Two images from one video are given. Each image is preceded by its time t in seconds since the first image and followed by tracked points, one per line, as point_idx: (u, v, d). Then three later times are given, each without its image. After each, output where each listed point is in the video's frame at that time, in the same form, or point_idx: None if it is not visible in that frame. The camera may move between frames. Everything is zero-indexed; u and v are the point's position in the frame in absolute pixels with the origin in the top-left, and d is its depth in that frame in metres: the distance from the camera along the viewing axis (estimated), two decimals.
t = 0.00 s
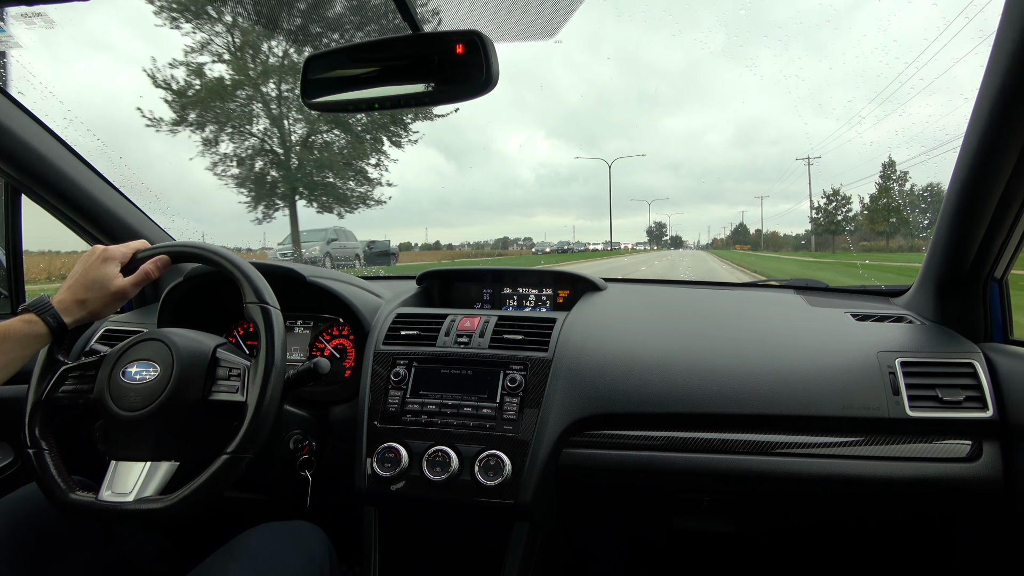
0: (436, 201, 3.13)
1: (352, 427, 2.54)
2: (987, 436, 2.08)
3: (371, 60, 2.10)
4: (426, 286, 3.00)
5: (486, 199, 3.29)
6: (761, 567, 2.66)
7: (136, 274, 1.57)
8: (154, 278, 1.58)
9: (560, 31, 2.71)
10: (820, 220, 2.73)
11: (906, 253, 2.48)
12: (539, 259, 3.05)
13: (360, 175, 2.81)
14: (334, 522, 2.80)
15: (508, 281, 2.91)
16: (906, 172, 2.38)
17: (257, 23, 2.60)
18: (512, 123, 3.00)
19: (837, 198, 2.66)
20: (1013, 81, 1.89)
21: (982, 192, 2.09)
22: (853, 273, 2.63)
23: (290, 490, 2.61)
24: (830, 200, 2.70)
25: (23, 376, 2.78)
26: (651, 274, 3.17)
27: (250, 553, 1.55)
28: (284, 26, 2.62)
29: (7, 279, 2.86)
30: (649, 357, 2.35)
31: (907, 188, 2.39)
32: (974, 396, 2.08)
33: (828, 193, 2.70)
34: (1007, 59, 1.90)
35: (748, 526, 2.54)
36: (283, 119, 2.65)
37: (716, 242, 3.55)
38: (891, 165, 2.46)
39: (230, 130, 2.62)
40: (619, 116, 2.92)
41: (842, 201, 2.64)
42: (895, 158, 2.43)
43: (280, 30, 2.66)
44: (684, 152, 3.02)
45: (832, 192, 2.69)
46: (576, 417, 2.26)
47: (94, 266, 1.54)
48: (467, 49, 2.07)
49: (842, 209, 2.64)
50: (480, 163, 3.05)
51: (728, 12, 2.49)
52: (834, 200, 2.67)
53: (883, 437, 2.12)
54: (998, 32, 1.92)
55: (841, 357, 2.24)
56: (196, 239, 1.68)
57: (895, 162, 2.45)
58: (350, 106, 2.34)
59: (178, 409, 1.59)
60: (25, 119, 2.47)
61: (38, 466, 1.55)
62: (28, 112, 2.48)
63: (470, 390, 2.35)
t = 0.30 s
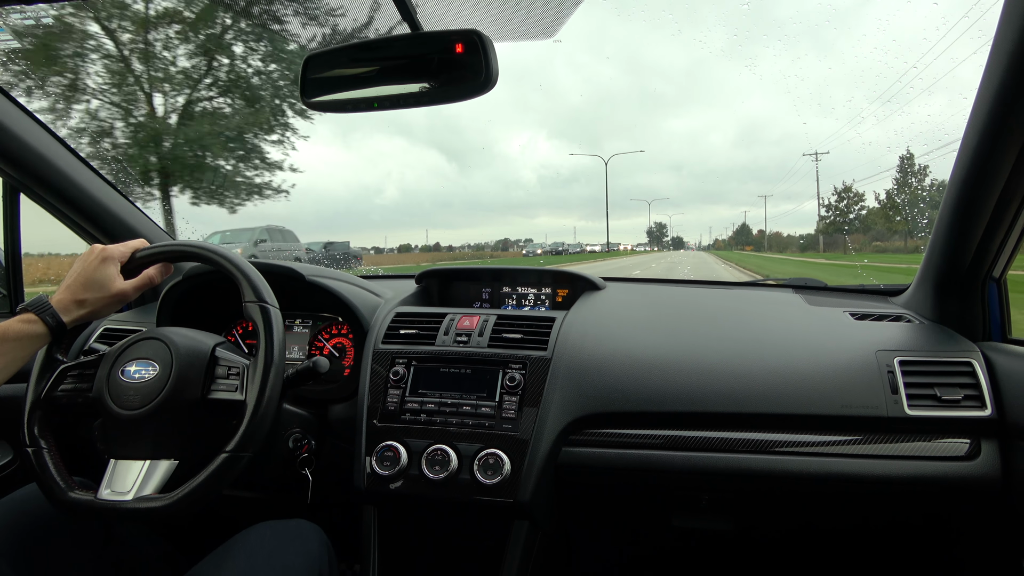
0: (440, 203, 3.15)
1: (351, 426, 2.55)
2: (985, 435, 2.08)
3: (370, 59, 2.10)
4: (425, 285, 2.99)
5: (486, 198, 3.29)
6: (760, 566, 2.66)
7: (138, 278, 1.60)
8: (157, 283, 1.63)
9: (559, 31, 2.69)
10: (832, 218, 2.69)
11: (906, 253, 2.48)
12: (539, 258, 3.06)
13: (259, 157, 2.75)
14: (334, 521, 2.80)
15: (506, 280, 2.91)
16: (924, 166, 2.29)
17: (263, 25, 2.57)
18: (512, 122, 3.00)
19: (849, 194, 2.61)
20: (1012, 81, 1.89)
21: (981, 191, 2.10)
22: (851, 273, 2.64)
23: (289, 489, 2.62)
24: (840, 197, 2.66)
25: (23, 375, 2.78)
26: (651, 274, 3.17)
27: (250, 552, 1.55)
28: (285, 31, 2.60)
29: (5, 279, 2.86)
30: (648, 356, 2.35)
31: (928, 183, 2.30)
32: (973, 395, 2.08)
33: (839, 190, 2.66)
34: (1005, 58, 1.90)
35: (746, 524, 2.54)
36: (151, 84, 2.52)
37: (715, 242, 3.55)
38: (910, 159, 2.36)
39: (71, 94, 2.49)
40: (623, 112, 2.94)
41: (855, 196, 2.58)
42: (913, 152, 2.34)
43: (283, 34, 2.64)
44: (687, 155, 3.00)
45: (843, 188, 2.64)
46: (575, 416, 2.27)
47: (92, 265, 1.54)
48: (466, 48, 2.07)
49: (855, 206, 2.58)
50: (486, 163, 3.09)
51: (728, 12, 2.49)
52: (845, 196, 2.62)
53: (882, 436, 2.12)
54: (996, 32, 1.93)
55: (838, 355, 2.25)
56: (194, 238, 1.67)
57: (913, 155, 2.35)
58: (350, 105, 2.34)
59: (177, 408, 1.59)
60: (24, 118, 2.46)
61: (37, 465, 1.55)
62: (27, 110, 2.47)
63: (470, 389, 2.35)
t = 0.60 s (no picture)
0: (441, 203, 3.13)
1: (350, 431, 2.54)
2: (986, 440, 2.08)
3: (369, 65, 2.10)
4: (425, 289, 2.99)
5: (487, 202, 3.29)
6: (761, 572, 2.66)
7: (138, 279, 1.58)
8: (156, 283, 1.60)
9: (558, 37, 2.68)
10: (844, 213, 2.66)
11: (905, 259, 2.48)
12: (539, 263, 3.06)
13: (61, 120, 2.54)
14: (335, 526, 2.80)
15: (506, 284, 2.91)
16: (941, 158, 2.22)
17: (262, 35, 2.55)
18: (511, 127, 3.00)
19: (863, 187, 2.59)
20: (1011, 86, 1.90)
21: (980, 196, 2.10)
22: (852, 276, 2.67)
23: (289, 494, 2.62)
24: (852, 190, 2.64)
25: (22, 380, 2.78)
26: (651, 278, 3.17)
27: (248, 560, 1.55)
28: (285, 38, 2.59)
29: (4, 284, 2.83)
30: (648, 361, 2.35)
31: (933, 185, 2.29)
32: (973, 400, 2.08)
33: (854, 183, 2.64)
34: (1004, 64, 1.91)
35: (746, 529, 2.54)
36: None
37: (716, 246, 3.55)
38: (933, 146, 2.29)
39: None
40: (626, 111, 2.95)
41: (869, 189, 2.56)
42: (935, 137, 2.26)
43: (283, 41, 2.62)
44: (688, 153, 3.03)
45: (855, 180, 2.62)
46: (575, 421, 2.26)
47: (96, 268, 1.54)
48: (465, 54, 2.07)
49: (869, 197, 2.56)
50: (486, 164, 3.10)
51: (727, 18, 2.49)
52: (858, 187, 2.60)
53: (883, 441, 2.12)
54: (995, 37, 1.93)
55: (838, 360, 2.25)
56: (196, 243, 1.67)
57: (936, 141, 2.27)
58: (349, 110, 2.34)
59: (175, 415, 1.58)
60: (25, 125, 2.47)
61: (34, 467, 1.55)
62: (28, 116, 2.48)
63: (469, 394, 2.35)
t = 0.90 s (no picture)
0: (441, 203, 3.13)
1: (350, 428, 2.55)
2: (986, 437, 2.08)
3: (370, 61, 2.10)
4: (425, 287, 2.99)
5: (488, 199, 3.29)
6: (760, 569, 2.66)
7: (138, 275, 1.58)
8: (157, 279, 1.59)
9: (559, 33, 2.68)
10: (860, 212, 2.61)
11: (906, 256, 2.49)
12: (539, 261, 3.07)
13: None
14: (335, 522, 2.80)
15: (507, 282, 2.92)
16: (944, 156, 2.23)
17: (263, 31, 2.55)
18: (512, 123, 3.00)
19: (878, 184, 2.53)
20: (1012, 82, 1.89)
21: (981, 193, 2.10)
22: (852, 274, 2.68)
23: (289, 490, 2.62)
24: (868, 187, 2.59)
25: (23, 377, 2.79)
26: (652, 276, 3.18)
27: (249, 555, 1.55)
28: (286, 34, 2.58)
29: (5, 280, 2.84)
30: (649, 357, 2.35)
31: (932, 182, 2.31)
32: (973, 397, 2.08)
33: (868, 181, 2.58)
34: (1006, 61, 1.91)
35: (746, 527, 2.54)
36: None
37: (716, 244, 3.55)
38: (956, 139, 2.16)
39: None
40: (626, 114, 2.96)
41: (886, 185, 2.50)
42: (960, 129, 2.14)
43: (284, 38, 2.62)
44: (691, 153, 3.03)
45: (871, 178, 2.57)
46: (576, 418, 2.26)
47: (97, 265, 1.54)
48: (466, 50, 2.07)
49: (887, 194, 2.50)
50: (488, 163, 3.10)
51: (728, 14, 2.49)
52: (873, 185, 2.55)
53: (883, 438, 2.12)
54: (996, 34, 1.93)
55: (839, 357, 2.24)
56: (197, 240, 1.67)
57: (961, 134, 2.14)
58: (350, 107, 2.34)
59: (177, 411, 1.58)
60: (26, 121, 2.47)
61: (36, 464, 1.55)
62: (28, 112, 2.47)
63: (470, 390, 2.35)
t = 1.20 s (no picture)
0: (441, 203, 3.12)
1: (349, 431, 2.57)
2: (986, 441, 2.07)
3: (369, 65, 2.10)
4: (425, 290, 2.99)
5: (488, 202, 3.29)
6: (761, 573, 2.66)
7: (138, 279, 1.58)
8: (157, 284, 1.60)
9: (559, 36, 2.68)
10: (879, 212, 2.47)
11: (906, 259, 2.48)
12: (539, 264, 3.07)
13: None
14: (334, 525, 2.80)
15: (507, 285, 2.91)
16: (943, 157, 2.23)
17: (263, 34, 2.55)
18: (512, 127, 3.00)
19: (898, 180, 2.40)
20: (1011, 86, 1.90)
21: (981, 196, 2.10)
22: (853, 278, 2.66)
23: (289, 494, 2.62)
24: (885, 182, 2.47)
25: (23, 380, 2.79)
26: (652, 279, 3.19)
27: (249, 559, 1.54)
28: (286, 38, 2.58)
29: (4, 284, 2.78)
30: (649, 361, 2.35)
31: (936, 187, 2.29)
32: (973, 401, 2.07)
33: (886, 177, 2.46)
34: (1006, 64, 1.91)
35: (746, 531, 2.54)
36: None
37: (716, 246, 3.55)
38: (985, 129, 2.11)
39: None
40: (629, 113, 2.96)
41: (906, 180, 2.38)
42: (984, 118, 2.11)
43: (284, 41, 2.62)
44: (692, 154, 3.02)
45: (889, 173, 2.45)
46: (575, 421, 2.26)
47: (96, 269, 1.54)
48: (466, 53, 2.08)
49: (910, 190, 2.36)
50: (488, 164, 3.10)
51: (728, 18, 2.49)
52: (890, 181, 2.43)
53: (883, 442, 2.12)
54: (995, 38, 1.93)
55: (839, 361, 2.24)
56: (197, 244, 1.67)
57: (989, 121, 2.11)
58: (349, 110, 2.34)
59: (176, 415, 1.58)
60: (25, 125, 2.47)
61: (35, 468, 1.54)
62: (27, 115, 2.48)
63: (470, 394, 2.35)
